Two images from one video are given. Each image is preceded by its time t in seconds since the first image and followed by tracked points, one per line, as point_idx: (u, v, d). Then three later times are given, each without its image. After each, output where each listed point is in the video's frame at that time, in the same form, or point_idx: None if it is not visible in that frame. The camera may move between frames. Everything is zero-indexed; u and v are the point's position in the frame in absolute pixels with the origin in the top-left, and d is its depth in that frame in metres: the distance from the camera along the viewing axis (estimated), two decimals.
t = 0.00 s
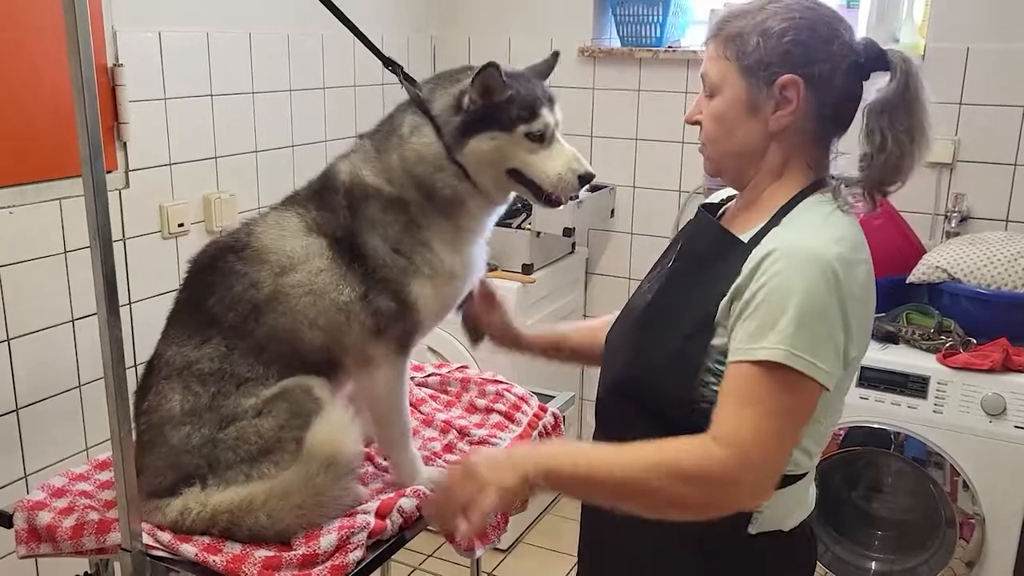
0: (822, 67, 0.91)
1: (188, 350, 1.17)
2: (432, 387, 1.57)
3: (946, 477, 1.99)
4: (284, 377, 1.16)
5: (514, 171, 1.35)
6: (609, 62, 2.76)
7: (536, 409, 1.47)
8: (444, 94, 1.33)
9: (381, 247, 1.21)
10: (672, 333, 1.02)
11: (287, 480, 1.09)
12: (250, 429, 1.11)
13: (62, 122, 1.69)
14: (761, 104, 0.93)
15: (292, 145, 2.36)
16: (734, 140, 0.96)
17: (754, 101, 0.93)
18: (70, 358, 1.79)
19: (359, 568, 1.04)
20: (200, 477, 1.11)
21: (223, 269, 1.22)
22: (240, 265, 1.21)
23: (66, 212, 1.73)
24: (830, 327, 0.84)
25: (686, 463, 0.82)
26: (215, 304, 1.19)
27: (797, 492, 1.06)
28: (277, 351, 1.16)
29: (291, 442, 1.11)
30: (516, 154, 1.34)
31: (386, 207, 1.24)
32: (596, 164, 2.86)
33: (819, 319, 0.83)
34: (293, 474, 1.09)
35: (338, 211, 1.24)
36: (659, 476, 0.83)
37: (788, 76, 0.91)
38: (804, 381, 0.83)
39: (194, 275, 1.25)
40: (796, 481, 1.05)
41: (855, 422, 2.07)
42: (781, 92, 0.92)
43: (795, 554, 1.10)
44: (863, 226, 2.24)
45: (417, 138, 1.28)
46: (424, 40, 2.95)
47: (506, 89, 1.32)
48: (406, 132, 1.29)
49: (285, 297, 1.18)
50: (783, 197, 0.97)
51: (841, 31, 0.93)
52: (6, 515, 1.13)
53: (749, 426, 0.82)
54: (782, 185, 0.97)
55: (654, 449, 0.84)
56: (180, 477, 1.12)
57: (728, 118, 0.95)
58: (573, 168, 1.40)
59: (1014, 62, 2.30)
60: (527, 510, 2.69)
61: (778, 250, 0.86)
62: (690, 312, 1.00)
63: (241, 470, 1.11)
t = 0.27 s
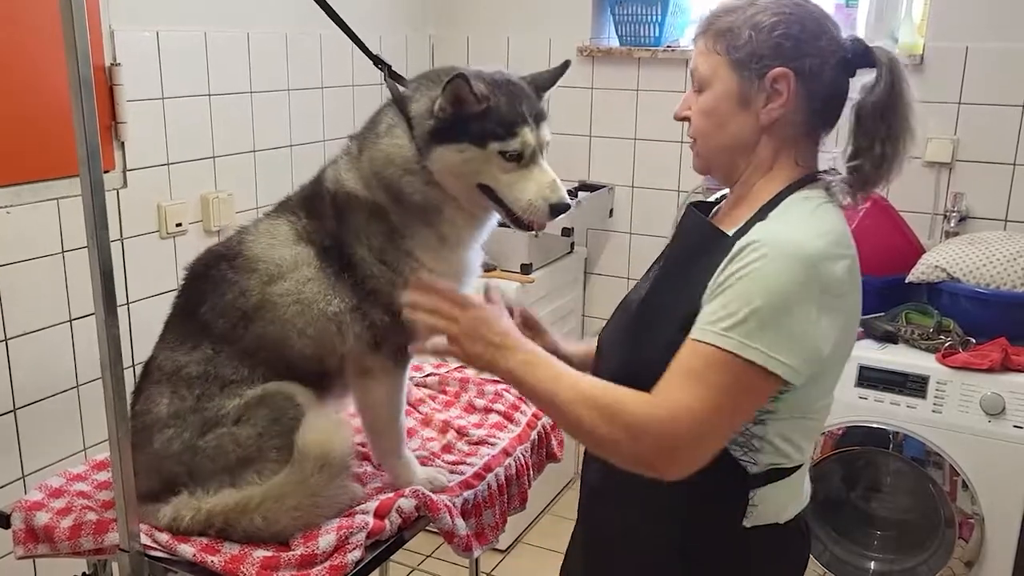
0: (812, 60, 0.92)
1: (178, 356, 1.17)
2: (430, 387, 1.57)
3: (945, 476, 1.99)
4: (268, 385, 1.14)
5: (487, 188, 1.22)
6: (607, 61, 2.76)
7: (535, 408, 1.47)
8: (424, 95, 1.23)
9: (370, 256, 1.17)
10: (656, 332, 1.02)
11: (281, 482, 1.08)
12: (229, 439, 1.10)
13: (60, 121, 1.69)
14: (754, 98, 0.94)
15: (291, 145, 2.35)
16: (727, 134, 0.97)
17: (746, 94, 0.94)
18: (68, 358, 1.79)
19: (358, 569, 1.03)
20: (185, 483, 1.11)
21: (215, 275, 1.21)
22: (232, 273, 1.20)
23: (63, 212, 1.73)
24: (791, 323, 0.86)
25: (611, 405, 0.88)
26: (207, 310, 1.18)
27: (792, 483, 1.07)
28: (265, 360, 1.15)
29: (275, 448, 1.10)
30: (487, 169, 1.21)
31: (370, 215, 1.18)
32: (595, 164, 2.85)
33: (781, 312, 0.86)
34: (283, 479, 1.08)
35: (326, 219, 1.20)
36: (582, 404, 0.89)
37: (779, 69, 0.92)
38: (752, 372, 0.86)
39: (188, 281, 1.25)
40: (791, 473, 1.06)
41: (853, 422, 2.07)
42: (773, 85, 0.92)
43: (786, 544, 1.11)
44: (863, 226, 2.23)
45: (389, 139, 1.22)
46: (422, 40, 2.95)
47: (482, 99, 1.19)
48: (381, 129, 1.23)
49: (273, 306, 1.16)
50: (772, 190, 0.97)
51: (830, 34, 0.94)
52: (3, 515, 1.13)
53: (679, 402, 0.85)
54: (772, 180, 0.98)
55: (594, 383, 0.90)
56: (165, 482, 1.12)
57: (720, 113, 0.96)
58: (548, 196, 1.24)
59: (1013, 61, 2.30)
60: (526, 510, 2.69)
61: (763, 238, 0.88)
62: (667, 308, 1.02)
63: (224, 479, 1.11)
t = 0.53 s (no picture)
0: (809, 62, 1.00)
1: (173, 354, 1.17)
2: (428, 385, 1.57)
3: (943, 474, 1.99)
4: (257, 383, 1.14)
5: (480, 175, 1.17)
6: (606, 59, 2.75)
7: (533, 406, 1.47)
8: (417, 86, 1.20)
9: (366, 254, 1.16)
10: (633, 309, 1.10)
11: (277, 482, 1.07)
12: (217, 442, 1.10)
13: (57, 119, 1.69)
14: (751, 94, 1.00)
15: (289, 143, 2.35)
16: (721, 124, 1.02)
17: (744, 88, 1.00)
18: (66, 356, 1.79)
19: (355, 567, 1.03)
20: (174, 483, 1.11)
21: (212, 276, 1.21)
22: (229, 274, 1.20)
23: (60, 210, 1.73)
24: (759, 302, 0.95)
25: (589, 351, 0.98)
26: (204, 311, 1.18)
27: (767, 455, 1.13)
28: (261, 360, 1.15)
29: (266, 445, 1.11)
30: (479, 156, 1.16)
31: (366, 212, 1.18)
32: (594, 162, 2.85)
33: (751, 291, 0.95)
34: (280, 477, 1.08)
35: (321, 218, 1.20)
36: (562, 346, 1.00)
37: (778, 67, 0.98)
38: (717, 343, 0.95)
39: (187, 281, 1.25)
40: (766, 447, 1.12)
41: (851, 419, 2.08)
42: (770, 81, 0.99)
43: (759, 520, 1.16)
44: (861, 223, 2.24)
45: (384, 134, 1.20)
46: (421, 38, 2.94)
47: (474, 85, 1.14)
48: (378, 123, 1.22)
49: (269, 306, 1.16)
50: (755, 180, 1.04)
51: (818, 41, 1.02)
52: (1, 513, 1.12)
53: (649, 361, 0.95)
54: (756, 171, 1.05)
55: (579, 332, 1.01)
56: (154, 483, 1.11)
57: (716, 104, 1.01)
58: (545, 182, 1.16)
59: (1012, 59, 2.30)
60: (524, 508, 2.69)
61: (751, 221, 0.96)
62: (645, 288, 1.10)
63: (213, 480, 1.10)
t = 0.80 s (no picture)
0: (803, 71, 1.09)
1: (179, 348, 1.17)
2: (429, 384, 1.57)
3: (943, 473, 2.00)
4: (250, 376, 1.13)
5: (492, 168, 1.17)
6: (607, 59, 2.75)
7: (534, 405, 1.47)
8: (427, 83, 1.20)
9: (372, 250, 1.17)
10: (620, 293, 1.15)
11: (275, 481, 1.06)
12: (206, 438, 1.10)
13: (58, 118, 1.69)
14: (749, 93, 1.07)
15: (289, 142, 2.35)
16: (717, 116, 1.08)
17: (744, 85, 1.07)
18: (68, 356, 1.79)
19: (357, 566, 1.02)
20: (171, 479, 1.10)
21: (220, 274, 1.22)
22: (237, 272, 1.21)
23: (61, 209, 1.73)
24: (751, 289, 1.01)
25: (591, 332, 1.00)
26: (211, 307, 1.19)
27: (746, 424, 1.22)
28: (265, 357, 1.15)
29: (262, 440, 1.10)
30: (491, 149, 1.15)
31: (374, 205, 1.18)
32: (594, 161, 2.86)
33: (744, 278, 1.00)
34: (278, 476, 1.07)
35: (327, 216, 1.21)
36: (564, 324, 1.02)
37: (778, 72, 1.06)
38: (713, 327, 1.00)
39: (195, 279, 1.26)
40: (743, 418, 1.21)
41: (852, 419, 2.08)
42: (769, 84, 1.07)
43: (738, 490, 1.25)
44: (862, 222, 2.24)
45: (396, 133, 1.19)
46: (421, 38, 2.95)
47: (482, 79, 1.13)
48: (389, 123, 1.21)
49: (274, 303, 1.16)
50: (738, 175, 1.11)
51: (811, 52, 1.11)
52: (3, 512, 1.13)
53: (651, 345, 0.99)
54: (740, 165, 1.12)
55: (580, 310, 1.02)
56: (152, 478, 1.11)
57: (716, 96, 1.07)
58: (558, 171, 1.15)
59: (1012, 58, 2.30)
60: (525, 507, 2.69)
61: (745, 210, 1.02)
62: (632, 274, 1.14)
63: (208, 477, 1.09)
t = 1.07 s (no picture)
0: (777, 57, 1.15)
1: (184, 347, 1.17)
2: (431, 381, 1.57)
3: (944, 471, 2.00)
4: (245, 374, 1.13)
5: (497, 166, 1.18)
6: (608, 57, 2.75)
7: (535, 403, 1.47)
8: (431, 83, 1.20)
9: (379, 248, 1.17)
10: (616, 282, 1.21)
11: (278, 485, 1.06)
12: (201, 439, 1.08)
13: (59, 115, 1.69)
14: (731, 80, 1.13)
15: (290, 140, 2.35)
16: (701, 105, 1.14)
17: (725, 73, 1.12)
18: (68, 353, 1.79)
19: (358, 564, 1.02)
20: (168, 478, 1.09)
21: (226, 274, 1.22)
22: (244, 272, 1.20)
23: (62, 207, 1.72)
24: (754, 275, 1.06)
25: (607, 324, 1.04)
26: (217, 307, 1.19)
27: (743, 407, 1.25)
28: (272, 357, 1.15)
29: (259, 439, 1.09)
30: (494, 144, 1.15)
31: (381, 203, 1.19)
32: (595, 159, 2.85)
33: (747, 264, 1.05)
34: (279, 478, 1.06)
35: (333, 215, 1.21)
36: (583, 317, 1.05)
37: (756, 58, 1.12)
38: (719, 313, 1.05)
39: (201, 280, 1.25)
40: (737, 403, 1.24)
41: (853, 418, 2.08)
42: (749, 70, 1.13)
43: (735, 475, 1.27)
44: (863, 221, 2.23)
45: (399, 132, 1.19)
46: (422, 35, 2.94)
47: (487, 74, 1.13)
48: (393, 121, 1.21)
49: (281, 303, 1.16)
50: (727, 163, 1.17)
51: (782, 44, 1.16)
52: (4, 510, 1.13)
53: (664, 334, 1.04)
54: (725, 151, 1.18)
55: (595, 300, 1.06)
56: (149, 477, 1.10)
57: (700, 85, 1.12)
58: (564, 168, 1.16)
59: (1012, 57, 2.30)
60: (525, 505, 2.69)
61: (741, 199, 1.07)
62: (631, 263, 1.19)
63: (202, 476, 1.08)
